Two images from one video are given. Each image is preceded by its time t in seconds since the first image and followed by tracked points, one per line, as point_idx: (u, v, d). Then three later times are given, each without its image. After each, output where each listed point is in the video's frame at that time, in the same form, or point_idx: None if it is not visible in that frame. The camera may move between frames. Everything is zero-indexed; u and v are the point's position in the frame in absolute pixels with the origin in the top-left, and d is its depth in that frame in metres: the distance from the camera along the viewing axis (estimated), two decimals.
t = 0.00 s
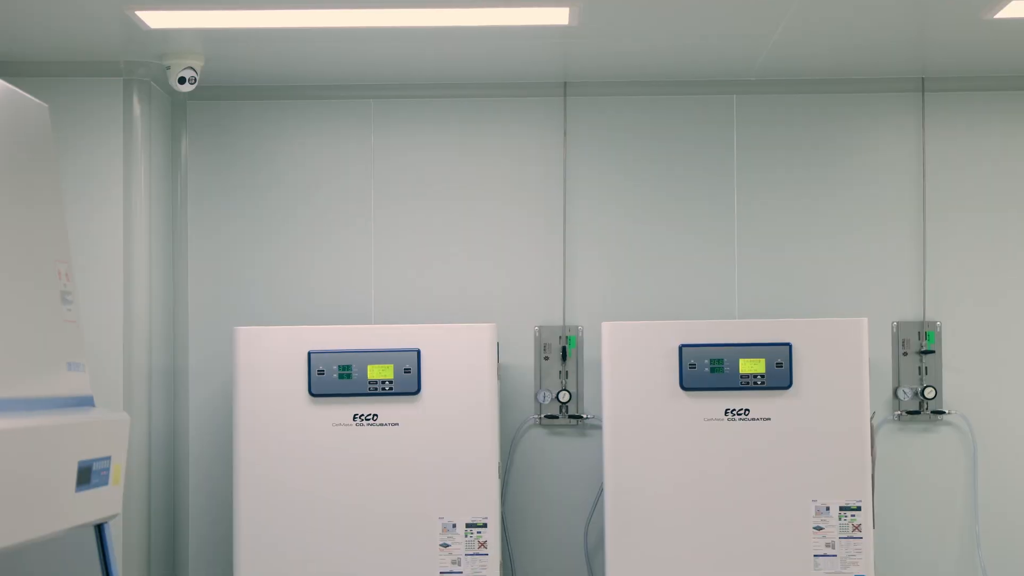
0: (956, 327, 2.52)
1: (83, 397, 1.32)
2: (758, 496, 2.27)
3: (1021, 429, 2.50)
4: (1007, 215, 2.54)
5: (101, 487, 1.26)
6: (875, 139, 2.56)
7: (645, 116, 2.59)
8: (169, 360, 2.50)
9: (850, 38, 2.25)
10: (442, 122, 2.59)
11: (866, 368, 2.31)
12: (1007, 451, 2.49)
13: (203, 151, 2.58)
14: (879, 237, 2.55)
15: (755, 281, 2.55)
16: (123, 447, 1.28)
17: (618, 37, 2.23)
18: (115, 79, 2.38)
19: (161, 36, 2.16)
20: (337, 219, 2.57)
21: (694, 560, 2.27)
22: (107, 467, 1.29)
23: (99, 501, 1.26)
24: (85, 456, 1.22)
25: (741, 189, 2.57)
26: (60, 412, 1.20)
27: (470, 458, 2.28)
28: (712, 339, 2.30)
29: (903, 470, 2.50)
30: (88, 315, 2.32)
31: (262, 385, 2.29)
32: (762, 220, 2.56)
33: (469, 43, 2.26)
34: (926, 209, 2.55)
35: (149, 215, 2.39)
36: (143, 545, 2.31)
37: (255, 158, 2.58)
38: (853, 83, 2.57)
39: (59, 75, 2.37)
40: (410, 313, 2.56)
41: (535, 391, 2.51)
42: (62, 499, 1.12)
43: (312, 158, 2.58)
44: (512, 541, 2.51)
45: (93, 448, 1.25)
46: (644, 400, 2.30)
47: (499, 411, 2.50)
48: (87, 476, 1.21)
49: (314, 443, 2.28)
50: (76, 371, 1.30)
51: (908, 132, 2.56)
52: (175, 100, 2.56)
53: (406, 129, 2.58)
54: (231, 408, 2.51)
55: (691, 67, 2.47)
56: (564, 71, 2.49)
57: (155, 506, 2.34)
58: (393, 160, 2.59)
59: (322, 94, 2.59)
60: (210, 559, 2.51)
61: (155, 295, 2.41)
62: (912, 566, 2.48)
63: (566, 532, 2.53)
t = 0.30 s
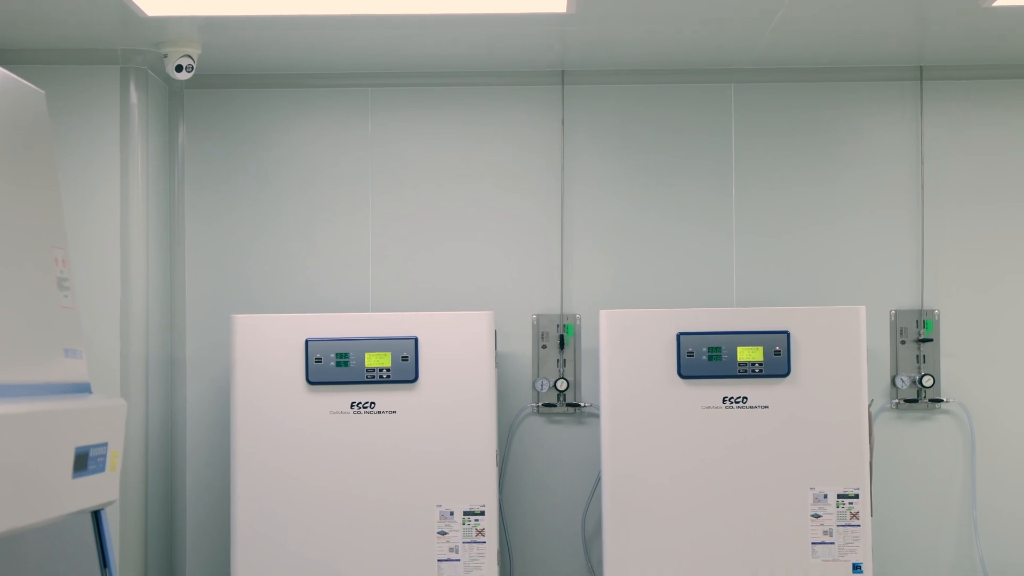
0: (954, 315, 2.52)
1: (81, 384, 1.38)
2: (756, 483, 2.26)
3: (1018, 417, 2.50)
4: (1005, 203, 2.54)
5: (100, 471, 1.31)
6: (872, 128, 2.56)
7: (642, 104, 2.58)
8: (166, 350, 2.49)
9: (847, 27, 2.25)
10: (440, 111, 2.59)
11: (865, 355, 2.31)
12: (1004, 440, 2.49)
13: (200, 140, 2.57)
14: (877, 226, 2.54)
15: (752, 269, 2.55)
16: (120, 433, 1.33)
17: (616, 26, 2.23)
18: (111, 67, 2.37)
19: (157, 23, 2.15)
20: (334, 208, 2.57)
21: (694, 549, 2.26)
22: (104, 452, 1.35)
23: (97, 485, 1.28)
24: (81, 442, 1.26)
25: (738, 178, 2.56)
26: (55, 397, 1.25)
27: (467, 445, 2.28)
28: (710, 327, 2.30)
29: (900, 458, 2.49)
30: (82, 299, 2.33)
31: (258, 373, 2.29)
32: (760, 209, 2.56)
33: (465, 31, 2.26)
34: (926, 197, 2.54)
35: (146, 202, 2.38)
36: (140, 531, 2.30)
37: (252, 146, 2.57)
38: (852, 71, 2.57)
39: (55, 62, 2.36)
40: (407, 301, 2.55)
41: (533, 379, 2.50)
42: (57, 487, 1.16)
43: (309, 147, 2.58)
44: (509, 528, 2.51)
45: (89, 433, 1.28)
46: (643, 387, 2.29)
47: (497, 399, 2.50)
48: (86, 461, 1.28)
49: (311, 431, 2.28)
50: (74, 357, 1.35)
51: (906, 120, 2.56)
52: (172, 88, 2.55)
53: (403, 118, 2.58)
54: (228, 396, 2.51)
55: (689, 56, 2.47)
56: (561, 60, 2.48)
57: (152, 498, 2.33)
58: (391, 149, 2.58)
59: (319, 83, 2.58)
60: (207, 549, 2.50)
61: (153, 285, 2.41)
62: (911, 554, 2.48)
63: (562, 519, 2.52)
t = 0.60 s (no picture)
0: (952, 302, 2.52)
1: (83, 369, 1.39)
2: (754, 470, 2.26)
3: (1016, 404, 2.50)
4: (1004, 191, 2.54)
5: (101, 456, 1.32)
6: (871, 115, 2.56)
7: (641, 92, 2.58)
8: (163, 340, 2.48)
9: (847, 14, 2.25)
10: (437, 99, 2.58)
11: (862, 343, 2.32)
12: (1002, 428, 2.49)
13: (197, 127, 2.57)
14: (875, 213, 2.54)
15: (750, 257, 2.54)
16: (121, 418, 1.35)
17: (615, 13, 2.22)
18: (109, 53, 2.37)
19: (155, 10, 2.14)
20: (332, 195, 2.56)
21: (694, 536, 2.26)
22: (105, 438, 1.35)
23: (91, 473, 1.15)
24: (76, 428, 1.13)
25: (737, 165, 2.56)
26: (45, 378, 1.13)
27: (464, 432, 2.28)
28: (708, 314, 2.30)
29: (898, 445, 2.49)
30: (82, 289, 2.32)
31: (255, 360, 2.28)
32: (759, 196, 2.56)
33: (464, 18, 2.25)
34: (924, 185, 2.54)
35: (142, 189, 2.37)
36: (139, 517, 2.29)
37: (250, 134, 2.57)
38: (851, 60, 2.56)
39: (52, 48, 2.35)
40: (405, 288, 2.55)
41: (530, 366, 2.50)
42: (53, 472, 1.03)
43: (307, 134, 2.57)
44: (507, 515, 2.51)
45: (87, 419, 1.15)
46: (642, 375, 2.29)
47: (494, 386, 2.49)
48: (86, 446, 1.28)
49: (309, 417, 2.28)
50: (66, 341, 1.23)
51: (904, 108, 2.56)
52: (169, 75, 2.55)
53: (401, 105, 2.57)
54: (226, 383, 2.50)
55: (688, 43, 2.46)
56: (559, 47, 2.48)
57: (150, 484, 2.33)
58: (388, 136, 2.58)
59: (317, 70, 2.58)
60: (205, 537, 2.50)
61: (149, 273, 2.40)
62: (909, 541, 2.47)
63: (560, 506, 2.52)
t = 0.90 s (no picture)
0: (950, 287, 2.52)
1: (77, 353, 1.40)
2: (752, 453, 2.27)
3: (1015, 388, 2.49)
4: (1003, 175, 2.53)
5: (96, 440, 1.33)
6: (870, 100, 2.55)
7: (639, 77, 2.57)
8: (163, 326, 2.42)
9: None
10: (436, 83, 2.58)
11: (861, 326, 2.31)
12: (1000, 413, 2.49)
13: (196, 112, 2.57)
14: (874, 198, 2.54)
15: (749, 241, 2.54)
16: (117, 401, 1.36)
17: None
18: (107, 38, 2.37)
19: None
20: (330, 180, 2.56)
21: (692, 520, 2.26)
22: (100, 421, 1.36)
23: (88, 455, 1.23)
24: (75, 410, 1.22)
25: (736, 151, 2.56)
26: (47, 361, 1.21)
27: (463, 416, 2.28)
28: (707, 297, 2.29)
29: (896, 430, 2.49)
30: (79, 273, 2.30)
31: (254, 344, 2.27)
32: (758, 182, 2.55)
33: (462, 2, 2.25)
34: (922, 170, 2.54)
35: (141, 175, 2.29)
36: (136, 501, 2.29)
37: (248, 119, 2.57)
38: (850, 44, 2.56)
39: (50, 33, 2.35)
40: (403, 273, 2.55)
41: (528, 350, 2.50)
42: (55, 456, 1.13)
43: (305, 118, 2.57)
44: (505, 498, 2.51)
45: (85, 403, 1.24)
46: (640, 359, 2.29)
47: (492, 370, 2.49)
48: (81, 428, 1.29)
49: (308, 400, 2.27)
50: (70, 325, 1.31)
51: (903, 92, 2.55)
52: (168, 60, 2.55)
53: (399, 91, 2.57)
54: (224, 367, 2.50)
55: (686, 27, 2.46)
56: (557, 31, 2.48)
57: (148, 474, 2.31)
58: (387, 121, 2.57)
59: (315, 55, 2.57)
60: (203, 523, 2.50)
61: (148, 260, 2.33)
62: (908, 525, 2.47)
63: (558, 490, 2.52)
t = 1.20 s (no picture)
0: (949, 268, 2.51)
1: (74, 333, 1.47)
2: (750, 433, 2.27)
3: (1014, 369, 2.49)
4: (1002, 156, 2.53)
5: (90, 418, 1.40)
6: (869, 81, 2.55)
7: (638, 58, 2.57)
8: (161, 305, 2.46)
9: None
10: (434, 64, 2.57)
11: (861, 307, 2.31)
12: (1000, 394, 2.49)
13: (194, 93, 2.56)
14: (873, 179, 2.54)
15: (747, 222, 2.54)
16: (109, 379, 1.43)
17: None
18: (104, 18, 2.36)
19: None
20: (328, 161, 2.56)
21: (691, 500, 2.26)
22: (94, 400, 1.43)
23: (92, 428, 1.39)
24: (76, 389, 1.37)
25: (735, 132, 2.55)
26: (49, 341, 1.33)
27: (461, 396, 2.27)
28: (705, 278, 2.29)
29: (895, 410, 2.49)
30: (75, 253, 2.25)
31: (252, 325, 2.27)
32: (756, 163, 2.55)
33: None
34: (921, 152, 2.54)
35: (138, 160, 2.34)
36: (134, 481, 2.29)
37: (246, 100, 2.56)
38: (849, 25, 2.55)
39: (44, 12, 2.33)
40: (402, 253, 2.55)
41: (527, 330, 2.49)
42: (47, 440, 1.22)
43: (303, 100, 2.56)
44: (503, 478, 2.51)
45: (86, 380, 1.38)
46: (638, 339, 2.29)
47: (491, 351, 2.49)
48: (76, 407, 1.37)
49: (306, 381, 2.26)
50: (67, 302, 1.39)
51: (902, 73, 2.55)
52: (165, 41, 2.54)
53: (397, 72, 2.57)
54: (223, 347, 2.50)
55: (685, 8, 2.45)
56: (556, 12, 2.47)
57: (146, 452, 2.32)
58: (385, 102, 2.57)
59: (314, 36, 2.57)
60: (203, 504, 2.50)
61: (145, 240, 2.36)
62: (907, 505, 2.48)
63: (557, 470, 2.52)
